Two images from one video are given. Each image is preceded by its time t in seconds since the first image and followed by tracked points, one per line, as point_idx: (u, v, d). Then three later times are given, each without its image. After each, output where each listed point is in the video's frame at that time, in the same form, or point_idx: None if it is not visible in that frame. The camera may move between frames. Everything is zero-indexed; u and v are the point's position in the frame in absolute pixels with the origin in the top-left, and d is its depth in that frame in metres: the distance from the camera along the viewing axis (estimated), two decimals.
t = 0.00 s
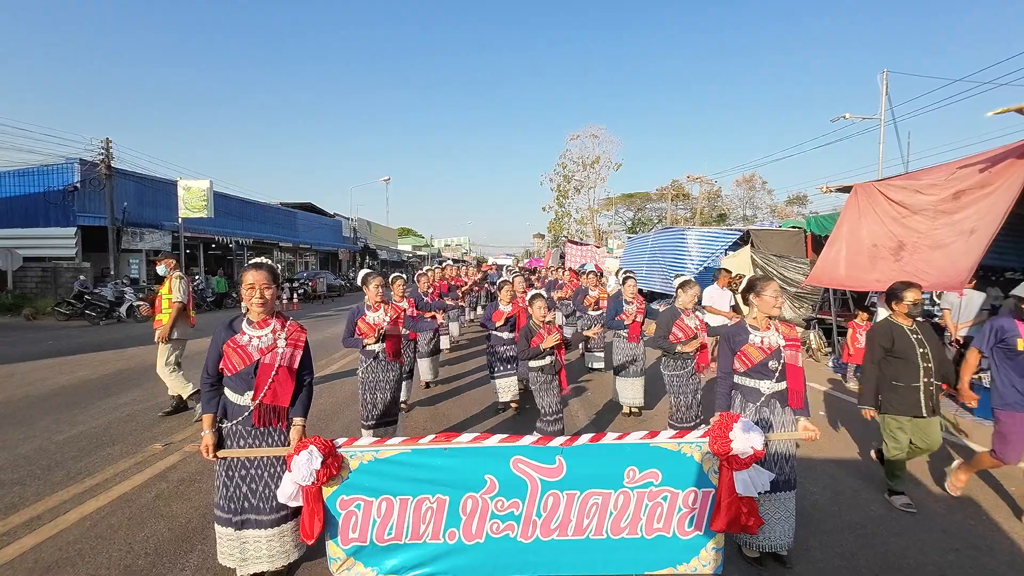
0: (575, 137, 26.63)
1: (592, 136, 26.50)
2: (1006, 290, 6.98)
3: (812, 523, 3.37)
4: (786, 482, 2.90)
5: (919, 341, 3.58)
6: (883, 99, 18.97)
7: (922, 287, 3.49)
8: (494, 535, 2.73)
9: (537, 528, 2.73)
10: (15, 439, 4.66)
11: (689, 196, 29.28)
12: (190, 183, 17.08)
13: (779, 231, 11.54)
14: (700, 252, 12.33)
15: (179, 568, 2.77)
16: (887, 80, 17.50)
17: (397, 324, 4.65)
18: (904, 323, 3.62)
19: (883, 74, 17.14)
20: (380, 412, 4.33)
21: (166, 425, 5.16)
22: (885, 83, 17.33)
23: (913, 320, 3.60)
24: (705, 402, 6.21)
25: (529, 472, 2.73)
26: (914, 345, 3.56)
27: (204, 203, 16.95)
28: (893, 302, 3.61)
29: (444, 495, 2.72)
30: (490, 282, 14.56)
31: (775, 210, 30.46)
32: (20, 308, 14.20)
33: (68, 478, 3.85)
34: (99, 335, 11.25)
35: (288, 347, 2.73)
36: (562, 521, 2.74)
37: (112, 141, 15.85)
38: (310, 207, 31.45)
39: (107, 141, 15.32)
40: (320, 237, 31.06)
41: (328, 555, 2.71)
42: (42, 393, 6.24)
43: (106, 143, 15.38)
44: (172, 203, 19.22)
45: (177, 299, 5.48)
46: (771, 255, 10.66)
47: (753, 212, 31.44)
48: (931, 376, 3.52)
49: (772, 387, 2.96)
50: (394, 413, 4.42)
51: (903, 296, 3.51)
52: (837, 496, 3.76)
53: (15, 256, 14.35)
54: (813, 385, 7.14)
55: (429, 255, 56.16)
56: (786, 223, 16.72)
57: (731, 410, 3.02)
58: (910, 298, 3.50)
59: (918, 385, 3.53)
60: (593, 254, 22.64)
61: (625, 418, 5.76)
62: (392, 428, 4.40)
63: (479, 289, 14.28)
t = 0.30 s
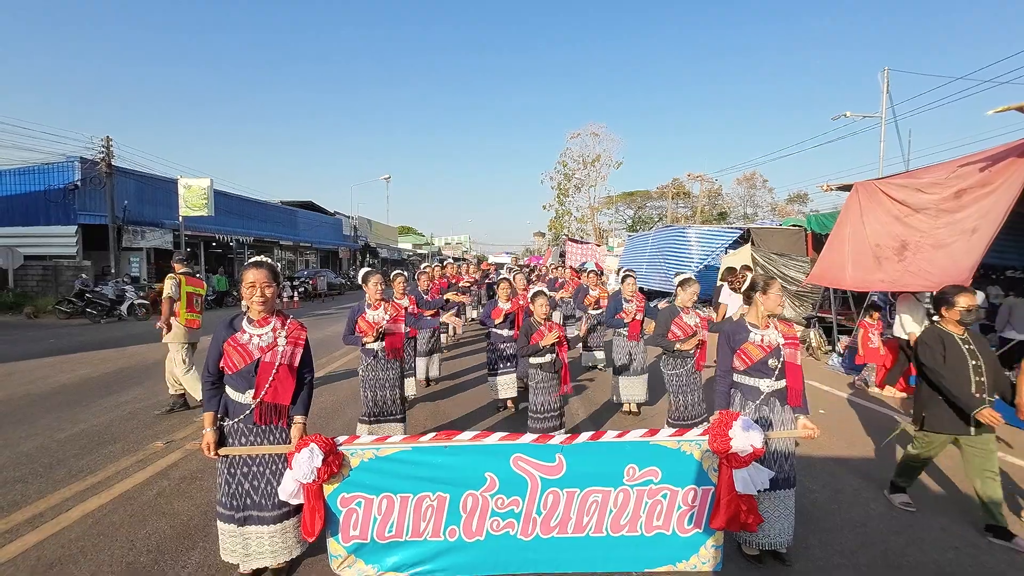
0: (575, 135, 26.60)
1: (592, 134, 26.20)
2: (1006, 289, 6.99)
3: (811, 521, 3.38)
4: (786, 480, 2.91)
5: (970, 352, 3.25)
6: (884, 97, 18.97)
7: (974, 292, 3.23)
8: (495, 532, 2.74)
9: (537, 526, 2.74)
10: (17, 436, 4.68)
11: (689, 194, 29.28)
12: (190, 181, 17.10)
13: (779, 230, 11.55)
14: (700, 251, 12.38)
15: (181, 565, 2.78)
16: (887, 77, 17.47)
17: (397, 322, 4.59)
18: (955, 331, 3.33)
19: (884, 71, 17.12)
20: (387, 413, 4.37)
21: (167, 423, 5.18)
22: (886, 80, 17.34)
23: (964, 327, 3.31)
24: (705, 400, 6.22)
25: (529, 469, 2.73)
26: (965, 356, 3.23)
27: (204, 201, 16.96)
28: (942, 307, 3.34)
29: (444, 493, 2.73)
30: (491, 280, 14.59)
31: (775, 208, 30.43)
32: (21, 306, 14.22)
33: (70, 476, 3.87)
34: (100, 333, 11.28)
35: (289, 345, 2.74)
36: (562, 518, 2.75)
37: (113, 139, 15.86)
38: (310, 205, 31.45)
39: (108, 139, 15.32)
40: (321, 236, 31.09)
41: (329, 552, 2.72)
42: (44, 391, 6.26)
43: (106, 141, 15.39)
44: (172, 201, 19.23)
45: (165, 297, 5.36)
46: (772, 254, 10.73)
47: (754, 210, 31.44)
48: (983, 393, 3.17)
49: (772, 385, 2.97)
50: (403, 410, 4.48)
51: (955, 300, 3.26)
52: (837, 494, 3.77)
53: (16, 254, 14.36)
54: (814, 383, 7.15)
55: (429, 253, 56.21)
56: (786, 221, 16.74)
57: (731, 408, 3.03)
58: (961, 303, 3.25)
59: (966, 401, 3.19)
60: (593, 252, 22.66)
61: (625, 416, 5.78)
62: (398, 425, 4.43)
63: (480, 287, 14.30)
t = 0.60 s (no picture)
0: (576, 134, 26.57)
1: (597, 134, 26.50)
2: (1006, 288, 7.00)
3: (811, 520, 3.38)
4: (786, 479, 2.91)
5: None
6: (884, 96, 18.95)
7: None
8: (495, 531, 2.75)
9: (537, 525, 2.75)
10: (18, 436, 4.68)
11: (690, 193, 29.27)
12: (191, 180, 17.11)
13: (779, 229, 11.55)
14: (702, 250, 12.40)
15: (183, 564, 2.79)
16: (888, 75, 17.44)
17: (395, 322, 4.62)
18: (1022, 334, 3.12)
19: (885, 70, 17.10)
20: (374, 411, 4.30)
21: (168, 422, 5.18)
22: (887, 79, 17.32)
23: None
24: (705, 399, 6.23)
25: (529, 469, 2.74)
26: None
27: (205, 200, 16.96)
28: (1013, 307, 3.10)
29: (445, 492, 2.74)
30: (491, 279, 14.60)
31: (776, 208, 30.41)
32: (22, 305, 14.23)
33: (70, 475, 3.87)
34: (101, 333, 11.29)
35: (289, 344, 2.74)
36: (562, 517, 2.76)
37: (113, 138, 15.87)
38: (310, 205, 31.43)
39: (108, 139, 15.32)
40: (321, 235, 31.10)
41: (330, 552, 2.72)
42: (46, 390, 6.26)
43: (107, 140, 15.41)
44: (173, 200, 19.22)
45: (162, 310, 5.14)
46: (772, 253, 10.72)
47: (754, 209, 31.42)
48: None
49: (772, 385, 2.98)
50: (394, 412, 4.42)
51: None
52: (837, 493, 3.77)
53: (16, 254, 14.31)
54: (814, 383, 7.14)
55: (430, 252, 56.22)
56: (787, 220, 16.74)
57: (730, 407, 3.03)
58: None
59: None
60: (594, 251, 22.66)
61: (625, 416, 5.78)
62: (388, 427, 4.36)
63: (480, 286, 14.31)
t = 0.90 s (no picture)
0: (576, 134, 26.56)
1: (597, 134, 25.67)
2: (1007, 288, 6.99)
3: (810, 520, 3.38)
4: (786, 480, 2.91)
5: None
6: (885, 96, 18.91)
7: None
8: (495, 531, 2.75)
9: (537, 525, 2.75)
10: (19, 435, 4.69)
11: (690, 193, 29.26)
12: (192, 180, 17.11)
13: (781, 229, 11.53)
14: (704, 249, 12.44)
15: (183, 563, 2.79)
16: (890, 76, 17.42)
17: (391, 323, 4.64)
18: None
19: (886, 70, 17.07)
20: (370, 413, 4.27)
21: (169, 422, 5.19)
22: (889, 79, 17.28)
23: None
24: (705, 399, 6.22)
25: (529, 469, 2.74)
26: None
27: (206, 200, 16.95)
28: None
29: (445, 492, 2.74)
30: (491, 279, 14.59)
31: (776, 208, 30.39)
32: (23, 305, 14.23)
33: (71, 475, 3.87)
34: (101, 332, 11.30)
35: (289, 344, 2.74)
36: (562, 517, 2.75)
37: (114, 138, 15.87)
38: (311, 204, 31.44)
39: (109, 139, 15.31)
40: (322, 235, 31.10)
41: (330, 552, 2.72)
42: (46, 390, 6.26)
43: (108, 140, 15.41)
44: (174, 200, 19.22)
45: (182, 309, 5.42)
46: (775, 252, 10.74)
47: (755, 210, 31.40)
48: None
49: (773, 385, 2.98)
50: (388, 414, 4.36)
51: None
52: (838, 493, 3.77)
53: (16, 254, 14.20)
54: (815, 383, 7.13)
55: (430, 253, 56.24)
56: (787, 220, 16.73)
57: (731, 408, 3.03)
58: None
59: None
60: (594, 251, 22.66)
61: (625, 416, 5.77)
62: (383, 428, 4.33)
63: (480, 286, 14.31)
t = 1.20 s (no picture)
0: (577, 134, 26.57)
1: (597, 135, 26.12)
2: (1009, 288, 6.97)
3: (811, 520, 3.37)
4: (788, 479, 2.90)
5: None
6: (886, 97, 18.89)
7: None
8: (496, 531, 2.74)
9: (538, 525, 2.74)
10: (20, 434, 4.69)
11: (691, 194, 29.25)
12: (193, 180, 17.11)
13: (783, 229, 11.53)
14: (705, 249, 12.48)
15: (184, 562, 2.79)
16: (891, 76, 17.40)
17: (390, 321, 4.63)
18: None
19: (888, 69, 17.03)
20: (370, 413, 4.27)
21: (169, 421, 5.19)
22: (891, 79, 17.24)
23: None
24: (706, 399, 6.21)
25: (530, 468, 2.73)
26: None
27: (206, 200, 16.94)
28: None
29: (445, 492, 2.73)
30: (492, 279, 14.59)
31: (777, 208, 30.37)
32: (23, 305, 14.23)
33: (71, 474, 3.86)
34: (102, 332, 11.31)
35: (289, 344, 2.74)
36: (564, 517, 2.75)
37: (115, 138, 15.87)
38: (311, 204, 31.45)
39: (110, 139, 15.32)
40: (322, 235, 31.10)
41: (331, 551, 2.72)
42: (47, 390, 6.25)
43: (109, 140, 15.41)
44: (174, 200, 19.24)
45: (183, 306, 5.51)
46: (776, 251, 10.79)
47: (755, 210, 31.38)
48: None
49: (774, 384, 2.96)
50: (385, 414, 4.36)
51: None
52: (839, 493, 3.76)
53: (18, 255, 14.20)
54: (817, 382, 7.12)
55: (430, 253, 56.28)
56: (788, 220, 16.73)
57: (732, 407, 3.02)
58: None
59: None
60: (595, 251, 22.65)
61: (627, 416, 5.76)
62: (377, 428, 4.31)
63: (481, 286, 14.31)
